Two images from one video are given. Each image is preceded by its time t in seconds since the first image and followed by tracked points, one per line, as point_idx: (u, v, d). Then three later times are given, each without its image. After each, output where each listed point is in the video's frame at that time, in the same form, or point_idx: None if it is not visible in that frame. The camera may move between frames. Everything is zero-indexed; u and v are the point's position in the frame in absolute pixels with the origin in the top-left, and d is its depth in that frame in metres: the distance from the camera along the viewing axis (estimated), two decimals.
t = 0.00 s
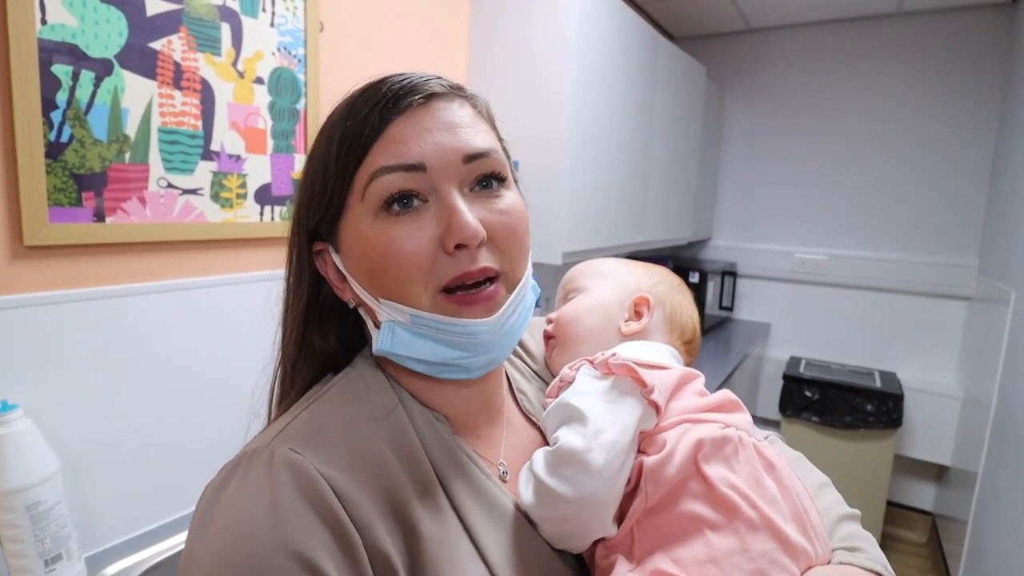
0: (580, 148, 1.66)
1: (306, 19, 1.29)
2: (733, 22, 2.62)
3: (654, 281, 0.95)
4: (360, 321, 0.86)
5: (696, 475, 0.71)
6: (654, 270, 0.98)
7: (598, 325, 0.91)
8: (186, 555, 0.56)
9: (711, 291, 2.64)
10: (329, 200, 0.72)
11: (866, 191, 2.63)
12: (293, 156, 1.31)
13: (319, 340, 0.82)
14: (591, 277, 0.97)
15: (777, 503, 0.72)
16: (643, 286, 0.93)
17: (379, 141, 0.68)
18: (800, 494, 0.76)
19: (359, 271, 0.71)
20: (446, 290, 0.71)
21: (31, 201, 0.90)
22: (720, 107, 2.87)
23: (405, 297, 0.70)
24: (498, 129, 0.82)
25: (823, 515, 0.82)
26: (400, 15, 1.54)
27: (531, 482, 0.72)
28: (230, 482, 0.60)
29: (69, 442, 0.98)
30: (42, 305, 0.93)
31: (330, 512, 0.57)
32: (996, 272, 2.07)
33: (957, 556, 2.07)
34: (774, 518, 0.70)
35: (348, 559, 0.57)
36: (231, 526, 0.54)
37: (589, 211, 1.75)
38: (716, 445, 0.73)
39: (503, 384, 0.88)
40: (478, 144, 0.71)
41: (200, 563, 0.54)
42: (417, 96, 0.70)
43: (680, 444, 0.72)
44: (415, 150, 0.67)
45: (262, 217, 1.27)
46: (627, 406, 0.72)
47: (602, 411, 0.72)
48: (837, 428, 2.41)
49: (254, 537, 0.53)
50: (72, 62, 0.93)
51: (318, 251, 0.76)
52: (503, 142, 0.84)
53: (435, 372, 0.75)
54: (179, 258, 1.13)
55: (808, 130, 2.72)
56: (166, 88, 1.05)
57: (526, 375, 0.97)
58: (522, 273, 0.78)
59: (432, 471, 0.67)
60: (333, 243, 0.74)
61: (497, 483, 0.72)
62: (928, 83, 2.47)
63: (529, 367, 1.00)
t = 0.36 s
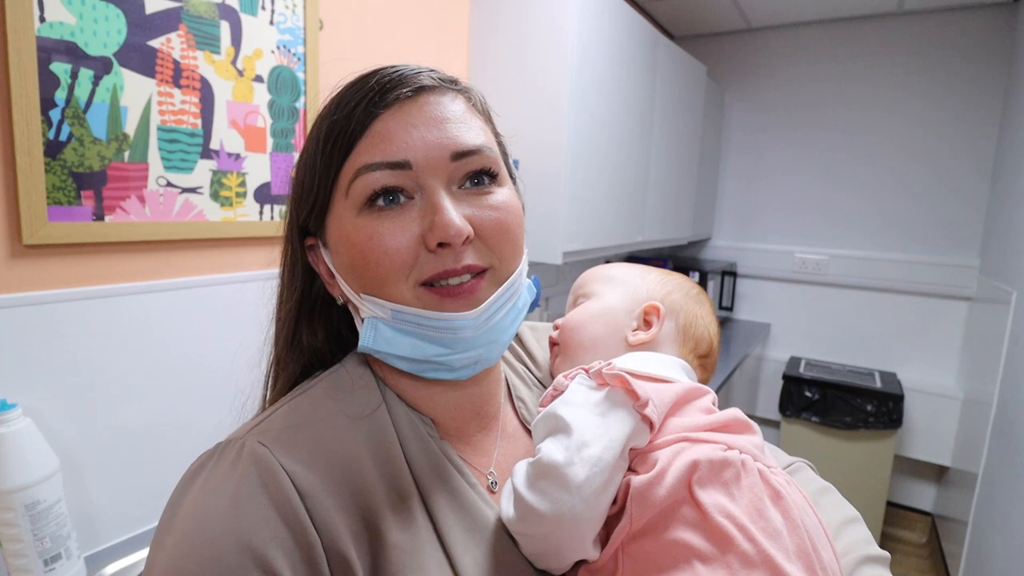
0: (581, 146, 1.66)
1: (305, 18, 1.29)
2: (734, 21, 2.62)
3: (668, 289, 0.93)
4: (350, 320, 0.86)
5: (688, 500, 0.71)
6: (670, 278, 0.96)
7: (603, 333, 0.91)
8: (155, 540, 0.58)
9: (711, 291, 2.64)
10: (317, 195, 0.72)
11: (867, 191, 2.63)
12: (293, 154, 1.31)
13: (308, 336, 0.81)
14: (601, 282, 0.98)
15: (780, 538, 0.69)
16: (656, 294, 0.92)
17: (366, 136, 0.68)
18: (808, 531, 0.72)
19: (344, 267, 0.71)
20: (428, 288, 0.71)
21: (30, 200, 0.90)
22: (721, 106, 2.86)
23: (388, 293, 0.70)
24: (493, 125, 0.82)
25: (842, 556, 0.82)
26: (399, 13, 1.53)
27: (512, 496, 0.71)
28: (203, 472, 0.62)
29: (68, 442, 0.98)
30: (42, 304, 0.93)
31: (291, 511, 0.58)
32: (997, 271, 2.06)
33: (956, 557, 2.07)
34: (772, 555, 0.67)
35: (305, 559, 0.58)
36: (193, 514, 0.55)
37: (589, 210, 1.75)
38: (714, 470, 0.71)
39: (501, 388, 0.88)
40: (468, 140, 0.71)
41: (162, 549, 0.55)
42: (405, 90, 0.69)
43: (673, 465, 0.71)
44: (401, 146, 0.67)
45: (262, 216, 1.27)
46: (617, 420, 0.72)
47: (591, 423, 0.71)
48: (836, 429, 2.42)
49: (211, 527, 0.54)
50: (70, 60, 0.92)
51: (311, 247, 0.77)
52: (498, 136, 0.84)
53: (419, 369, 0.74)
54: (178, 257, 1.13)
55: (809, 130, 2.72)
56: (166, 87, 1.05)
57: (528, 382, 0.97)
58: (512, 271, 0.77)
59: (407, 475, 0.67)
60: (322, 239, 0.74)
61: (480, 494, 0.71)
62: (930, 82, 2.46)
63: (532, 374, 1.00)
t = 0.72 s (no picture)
0: (582, 146, 1.66)
1: (307, 20, 1.29)
2: (733, 23, 2.63)
3: (672, 295, 0.93)
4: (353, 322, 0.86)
5: (688, 510, 0.71)
6: (673, 283, 0.97)
7: (605, 339, 0.91)
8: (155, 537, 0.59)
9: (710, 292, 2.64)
10: (322, 196, 0.72)
11: (866, 192, 2.64)
12: (294, 156, 1.31)
13: (310, 336, 0.82)
14: (605, 287, 0.99)
15: (780, 551, 0.69)
16: (660, 300, 0.92)
17: (372, 139, 0.68)
18: (809, 544, 0.72)
19: (346, 269, 0.71)
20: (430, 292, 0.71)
21: (32, 202, 0.90)
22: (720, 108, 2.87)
23: (389, 296, 0.70)
24: (499, 128, 0.82)
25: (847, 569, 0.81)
26: (401, 14, 1.54)
27: (508, 504, 0.71)
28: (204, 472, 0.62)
29: (68, 445, 0.98)
30: (44, 306, 0.93)
31: (287, 513, 0.58)
32: (996, 272, 2.07)
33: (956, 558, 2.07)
34: (773, 567, 0.67)
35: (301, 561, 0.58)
36: (191, 514, 0.56)
37: (590, 211, 1.76)
38: (715, 481, 0.71)
39: (501, 391, 0.88)
40: (474, 145, 0.71)
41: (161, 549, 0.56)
42: (413, 94, 0.70)
43: (673, 475, 0.71)
44: (407, 150, 0.67)
45: (263, 218, 1.27)
46: (616, 427, 0.71)
47: (589, 430, 0.71)
48: (835, 430, 2.42)
49: (208, 527, 0.54)
50: (73, 63, 0.92)
51: (314, 246, 0.77)
52: (504, 139, 0.84)
53: (417, 372, 0.74)
54: (180, 259, 1.13)
55: (808, 131, 2.72)
56: (167, 89, 1.05)
57: (530, 388, 0.97)
58: (515, 275, 0.77)
59: (405, 479, 0.67)
60: (324, 241, 0.75)
61: (483, 505, 0.71)
62: (928, 84, 2.47)
63: (534, 380, 1.00)
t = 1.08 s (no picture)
0: (580, 149, 1.66)
1: (305, 21, 1.29)
2: (732, 25, 2.63)
3: (655, 290, 0.95)
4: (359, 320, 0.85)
5: (688, 483, 0.71)
6: (656, 280, 0.97)
7: (596, 334, 0.91)
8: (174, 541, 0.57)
9: (709, 293, 2.63)
10: (332, 202, 0.72)
11: (864, 194, 2.64)
12: (292, 157, 1.31)
13: (317, 335, 0.81)
14: (591, 285, 0.98)
15: (773, 515, 0.71)
16: (644, 295, 0.93)
17: (384, 147, 0.68)
18: (797, 508, 0.74)
19: (357, 274, 0.71)
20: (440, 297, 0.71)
21: (27, 202, 0.90)
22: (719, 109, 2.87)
23: (399, 300, 0.70)
24: (505, 136, 0.82)
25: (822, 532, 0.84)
26: (399, 15, 1.53)
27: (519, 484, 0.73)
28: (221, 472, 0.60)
29: (65, 445, 0.98)
30: (40, 306, 0.93)
31: (317, 504, 0.57)
32: (994, 274, 2.07)
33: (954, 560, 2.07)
34: (768, 530, 0.68)
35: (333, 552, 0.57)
36: (219, 511, 0.54)
37: (588, 213, 1.75)
38: (711, 453, 0.72)
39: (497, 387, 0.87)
40: (484, 155, 0.71)
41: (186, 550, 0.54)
42: (425, 103, 0.69)
43: (674, 451, 0.72)
44: (420, 159, 0.67)
45: (259, 218, 1.27)
46: (620, 410, 0.72)
47: (594, 414, 0.71)
48: (834, 432, 2.42)
49: (241, 522, 0.53)
50: (69, 63, 0.92)
51: (321, 248, 0.77)
52: (508, 148, 0.84)
53: (426, 373, 0.75)
54: (175, 259, 1.12)
55: (806, 133, 2.73)
56: (164, 89, 1.05)
57: (524, 383, 0.97)
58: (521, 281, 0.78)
59: (422, 469, 0.68)
60: (333, 244, 0.74)
61: (490, 487, 0.73)
62: (927, 86, 2.47)
63: (528, 375, 1.00)
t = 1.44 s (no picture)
0: (577, 151, 1.66)
1: (303, 24, 1.29)
2: (731, 28, 2.64)
3: (637, 287, 0.95)
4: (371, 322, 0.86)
5: (685, 454, 0.72)
6: (636, 278, 0.98)
7: (586, 329, 0.91)
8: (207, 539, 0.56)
9: (707, 295, 2.63)
10: (342, 217, 0.71)
11: (863, 196, 2.64)
12: (290, 160, 1.32)
13: (331, 340, 0.82)
14: (578, 283, 0.98)
15: (758, 478, 0.74)
16: (627, 290, 0.94)
17: (397, 166, 0.67)
18: (776, 471, 0.79)
19: (368, 286, 0.71)
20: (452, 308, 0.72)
21: (26, 205, 0.90)
22: (717, 112, 2.88)
23: (413, 310, 0.70)
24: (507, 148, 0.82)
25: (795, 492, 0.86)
26: (398, 19, 1.54)
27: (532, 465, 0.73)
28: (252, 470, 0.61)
29: (63, 446, 0.98)
30: (39, 309, 0.93)
31: (353, 492, 0.58)
32: (992, 277, 2.07)
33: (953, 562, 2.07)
34: (757, 491, 0.72)
35: (372, 537, 0.58)
36: (261, 503, 0.55)
37: (585, 216, 1.76)
38: (702, 426, 0.74)
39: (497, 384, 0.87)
40: (493, 173, 0.71)
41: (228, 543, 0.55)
42: (435, 123, 0.69)
43: (671, 427, 0.73)
44: (433, 179, 0.67)
45: (257, 221, 1.27)
46: (622, 394, 0.74)
47: (598, 398, 0.73)
48: (832, 434, 2.42)
49: (286, 512, 0.55)
50: (69, 66, 0.93)
51: (330, 256, 0.76)
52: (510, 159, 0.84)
53: (438, 376, 0.75)
54: (173, 262, 1.13)
55: (805, 135, 2.73)
56: (163, 93, 1.05)
57: (519, 377, 0.97)
58: (524, 289, 0.79)
59: (446, 457, 0.68)
60: (343, 256, 0.74)
61: (499, 470, 0.73)
62: (924, 89, 2.48)
63: (522, 370, 1.00)
